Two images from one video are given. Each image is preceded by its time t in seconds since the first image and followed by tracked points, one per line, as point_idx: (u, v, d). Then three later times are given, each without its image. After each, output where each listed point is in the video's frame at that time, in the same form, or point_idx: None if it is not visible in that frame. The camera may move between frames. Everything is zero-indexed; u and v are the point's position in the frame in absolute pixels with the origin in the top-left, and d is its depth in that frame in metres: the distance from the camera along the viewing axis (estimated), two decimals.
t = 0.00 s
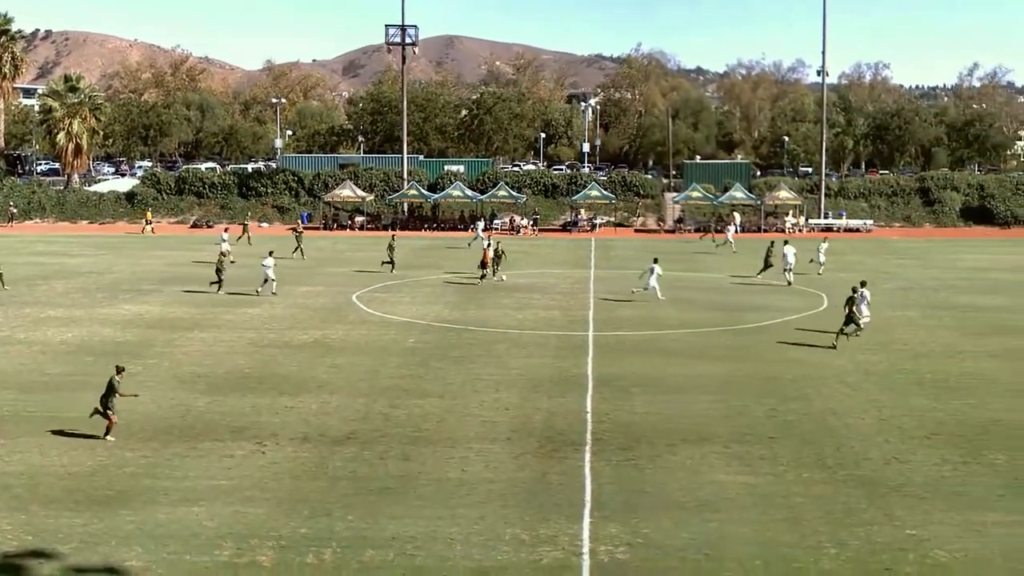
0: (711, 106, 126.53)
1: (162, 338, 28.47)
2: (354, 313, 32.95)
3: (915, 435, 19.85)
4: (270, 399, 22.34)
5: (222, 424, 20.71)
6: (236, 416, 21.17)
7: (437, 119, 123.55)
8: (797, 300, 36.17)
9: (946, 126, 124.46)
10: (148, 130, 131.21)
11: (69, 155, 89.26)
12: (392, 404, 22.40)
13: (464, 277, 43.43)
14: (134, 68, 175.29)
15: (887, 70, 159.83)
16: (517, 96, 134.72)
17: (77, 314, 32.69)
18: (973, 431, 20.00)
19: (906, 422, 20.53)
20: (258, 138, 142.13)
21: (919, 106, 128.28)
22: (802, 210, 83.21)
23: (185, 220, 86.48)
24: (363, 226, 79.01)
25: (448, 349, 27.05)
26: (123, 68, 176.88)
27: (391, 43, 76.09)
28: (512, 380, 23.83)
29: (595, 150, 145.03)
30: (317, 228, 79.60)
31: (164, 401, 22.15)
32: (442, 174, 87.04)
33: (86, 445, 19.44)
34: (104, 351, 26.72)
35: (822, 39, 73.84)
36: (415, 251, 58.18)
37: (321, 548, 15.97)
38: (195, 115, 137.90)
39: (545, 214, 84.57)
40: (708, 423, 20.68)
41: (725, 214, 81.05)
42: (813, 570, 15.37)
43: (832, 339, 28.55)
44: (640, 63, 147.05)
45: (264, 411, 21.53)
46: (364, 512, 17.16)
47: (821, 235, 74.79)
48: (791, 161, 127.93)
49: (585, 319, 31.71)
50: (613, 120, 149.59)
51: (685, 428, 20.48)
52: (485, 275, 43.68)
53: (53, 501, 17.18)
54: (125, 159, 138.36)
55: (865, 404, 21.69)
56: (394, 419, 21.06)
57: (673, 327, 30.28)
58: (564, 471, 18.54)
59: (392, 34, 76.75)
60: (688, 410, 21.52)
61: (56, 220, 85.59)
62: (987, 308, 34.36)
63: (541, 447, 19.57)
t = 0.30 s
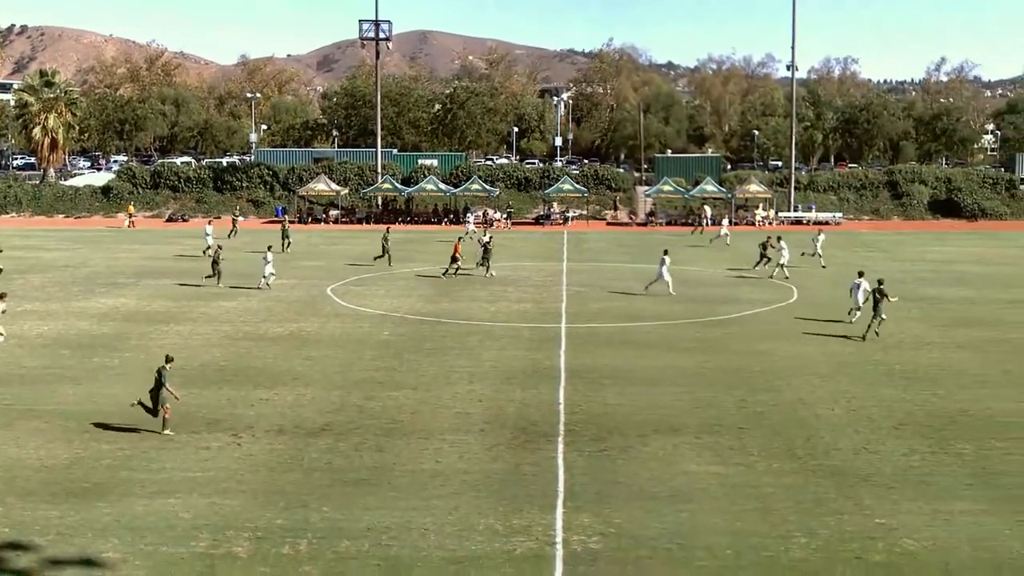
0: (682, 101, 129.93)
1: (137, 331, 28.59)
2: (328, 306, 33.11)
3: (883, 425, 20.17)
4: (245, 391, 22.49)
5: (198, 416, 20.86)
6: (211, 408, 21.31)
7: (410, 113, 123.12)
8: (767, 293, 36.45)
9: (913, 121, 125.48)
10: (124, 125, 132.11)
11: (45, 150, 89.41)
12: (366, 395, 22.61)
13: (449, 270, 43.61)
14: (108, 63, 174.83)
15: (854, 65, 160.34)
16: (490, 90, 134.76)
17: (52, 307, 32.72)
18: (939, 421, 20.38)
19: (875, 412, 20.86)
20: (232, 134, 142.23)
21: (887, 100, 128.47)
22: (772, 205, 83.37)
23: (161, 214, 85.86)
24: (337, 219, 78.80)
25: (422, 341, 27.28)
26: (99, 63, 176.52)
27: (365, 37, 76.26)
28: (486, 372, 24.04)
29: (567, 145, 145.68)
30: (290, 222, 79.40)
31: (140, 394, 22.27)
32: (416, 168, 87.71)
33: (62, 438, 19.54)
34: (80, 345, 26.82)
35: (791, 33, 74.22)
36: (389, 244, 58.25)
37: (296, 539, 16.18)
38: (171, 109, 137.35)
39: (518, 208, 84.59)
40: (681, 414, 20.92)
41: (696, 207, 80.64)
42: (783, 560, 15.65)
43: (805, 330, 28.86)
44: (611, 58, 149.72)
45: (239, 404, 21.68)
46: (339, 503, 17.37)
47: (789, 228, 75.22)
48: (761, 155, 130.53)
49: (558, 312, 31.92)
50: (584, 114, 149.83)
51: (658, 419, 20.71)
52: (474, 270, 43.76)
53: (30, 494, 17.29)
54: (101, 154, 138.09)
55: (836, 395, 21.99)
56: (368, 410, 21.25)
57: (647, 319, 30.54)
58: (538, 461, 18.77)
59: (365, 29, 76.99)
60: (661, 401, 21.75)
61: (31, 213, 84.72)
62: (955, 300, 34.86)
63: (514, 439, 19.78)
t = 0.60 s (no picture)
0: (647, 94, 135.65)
1: (110, 323, 28.79)
2: (302, 296, 33.49)
3: (846, 411, 20.74)
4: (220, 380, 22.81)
5: (173, 406, 21.16)
6: (186, 398, 21.62)
7: (381, 107, 123.54)
8: (732, 283, 36.97)
9: (874, 113, 126.95)
10: (98, 119, 130.81)
11: (19, 144, 88.86)
12: (338, 383, 23.06)
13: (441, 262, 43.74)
14: (82, 58, 174.63)
15: (817, 59, 166.73)
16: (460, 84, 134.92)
17: (26, 299, 32.84)
18: (900, 408, 21.00)
19: (838, 399, 21.43)
20: (205, 127, 140.93)
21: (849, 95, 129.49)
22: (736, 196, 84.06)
23: (135, 206, 85.92)
24: (308, 211, 78.83)
25: (394, 331, 27.66)
26: (73, 58, 176.33)
27: (335, 32, 76.41)
28: (457, 361, 24.45)
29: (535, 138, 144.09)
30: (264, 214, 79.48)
31: (115, 384, 22.52)
32: (387, 162, 87.87)
33: (38, 428, 19.82)
34: (54, 336, 27.00)
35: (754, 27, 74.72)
36: (362, 236, 58.61)
37: (271, 527, 16.57)
38: (144, 103, 137.45)
39: (489, 199, 85.06)
40: (647, 402, 21.40)
41: (662, 200, 81.54)
42: (748, 547, 16.15)
43: (772, 319, 29.39)
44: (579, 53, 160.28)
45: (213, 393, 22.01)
46: (311, 490, 17.76)
47: (755, 220, 75.84)
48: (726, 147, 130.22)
49: (526, 302, 32.30)
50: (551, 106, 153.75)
51: (626, 407, 21.19)
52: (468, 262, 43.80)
53: (8, 483, 17.54)
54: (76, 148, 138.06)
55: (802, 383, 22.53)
56: (340, 399, 21.64)
57: (615, 309, 31.02)
58: (508, 449, 19.20)
59: (336, 24, 77.04)
60: (630, 391, 22.22)
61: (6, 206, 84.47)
62: (917, 288, 35.60)
63: (484, 427, 20.19)
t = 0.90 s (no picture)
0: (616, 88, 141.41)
1: (90, 314, 29.08)
2: (279, 287, 33.92)
3: (812, 399, 21.35)
4: (199, 370, 23.21)
5: (153, 395, 21.52)
6: (166, 387, 21.98)
7: (357, 101, 123.65)
8: (702, 273, 37.58)
9: (839, 106, 126.49)
10: (78, 113, 133.49)
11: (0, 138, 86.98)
12: (314, 371, 23.54)
13: (439, 254, 44.00)
14: (64, 53, 176.05)
15: (784, 54, 172.09)
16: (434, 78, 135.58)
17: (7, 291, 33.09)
18: (865, 395, 21.65)
19: (805, 387, 22.04)
20: (184, 120, 137.05)
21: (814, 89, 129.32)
22: (705, 187, 84.85)
23: (115, 198, 85.94)
24: (286, 204, 79.24)
25: (369, 321, 28.16)
26: (54, 53, 177.54)
27: (311, 28, 76.73)
28: (431, 350, 24.96)
29: (508, 132, 143.11)
30: (243, 207, 79.81)
31: (94, 374, 22.85)
32: (362, 154, 88.76)
33: (19, 417, 20.11)
34: (34, 327, 27.26)
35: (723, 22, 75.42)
36: (339, 227, 59.02)
37: (249, 512, 16.99)
38: (124, 97, 138.06)
39: (462, 190, 85.56)
40: (618, 391, 21.92)
41: (631, 191, 82.43)
42: (716, 531, 16.68)
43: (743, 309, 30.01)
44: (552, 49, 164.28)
45: (192, 382, 22.39)
46: (288, 477, 18.18)
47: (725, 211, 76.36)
48: (695, 140, 130.46)
49: (499, 292, 32.80)
50: (523, 100, 155.46)
51: (597, 396, 21.69)
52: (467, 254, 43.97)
53: None
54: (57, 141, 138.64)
55: (769, 373, 23.13)
56: (316, 388, 22.11)
57: (587, 299, 31.55)
58: (482, 437, 19.70)
59: (312, 20, 77.37)
60: (602, 380, 22.72)
61: None
62: (882, 279, 36.41)
63: (458, 415, 20.71)
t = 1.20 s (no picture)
0: (582, 81, 145.48)
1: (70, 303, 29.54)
2: (255, 275, 34.51)
3: (774, 385, 22.10)
4: (177, 357, 23.74)
5: (132, 381, 22.03)
6: (144, 374, 22.49)
7: (330, 93, 125.66)
8: (666, 261, 38.53)
9: (800, 99, 130.91)
10: (57, 106, 133.05)
11: None
12: (290, 358, 24.22)
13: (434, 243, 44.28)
14: (42, 48, 177.08)
15: (746, 48, 178.26)
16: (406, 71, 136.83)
17: None
18: (825, 381, 22.45)
19: (768, 373, 22.83)
20: (161, 114, 137.89)
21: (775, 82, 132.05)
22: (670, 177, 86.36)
23: (94, 189, 85.98)
24: (262, 194, 79.50)
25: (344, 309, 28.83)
26: (34, 48, 178.22)
27: (286, 22, 77.17)
28: (404, 337, 25.65)
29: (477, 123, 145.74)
30: (218, 197, 79.87)
31: (74, 361, 23.31)
32: (336, 146, 89.42)
33: None
34: (15, 317, 27.67)
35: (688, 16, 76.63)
36: (314, 217, 59.68)
37: (227, 495, 17.49)
38: (102, 91, 138.82)
39: (433, 181, 86.28)
40: (586, 377, 22.60)
41: (598, 181, 83.52)
42: (680, 512, 17.37)
43: (708, 296, 30.88)
44: (519, 44, 163.31)
45: (170, 369, 22.90)
46: (264, 461, 18.70)
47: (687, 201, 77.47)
48: (660, 131, 137.07)
49: (470, 280, 33.56)
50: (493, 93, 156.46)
51: (567, 383, 22.35)
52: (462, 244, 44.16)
53: None
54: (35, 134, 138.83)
55: (734, 359, 23.88)
56: (292, 374, 22.74)
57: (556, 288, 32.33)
58: (453, 421, 20.36)
59: (286, 14, 77.89)
60: (571, 367, 23.39)
61: None
62: (841, 266, 37.54)
63: (430, 400, 21.38)
